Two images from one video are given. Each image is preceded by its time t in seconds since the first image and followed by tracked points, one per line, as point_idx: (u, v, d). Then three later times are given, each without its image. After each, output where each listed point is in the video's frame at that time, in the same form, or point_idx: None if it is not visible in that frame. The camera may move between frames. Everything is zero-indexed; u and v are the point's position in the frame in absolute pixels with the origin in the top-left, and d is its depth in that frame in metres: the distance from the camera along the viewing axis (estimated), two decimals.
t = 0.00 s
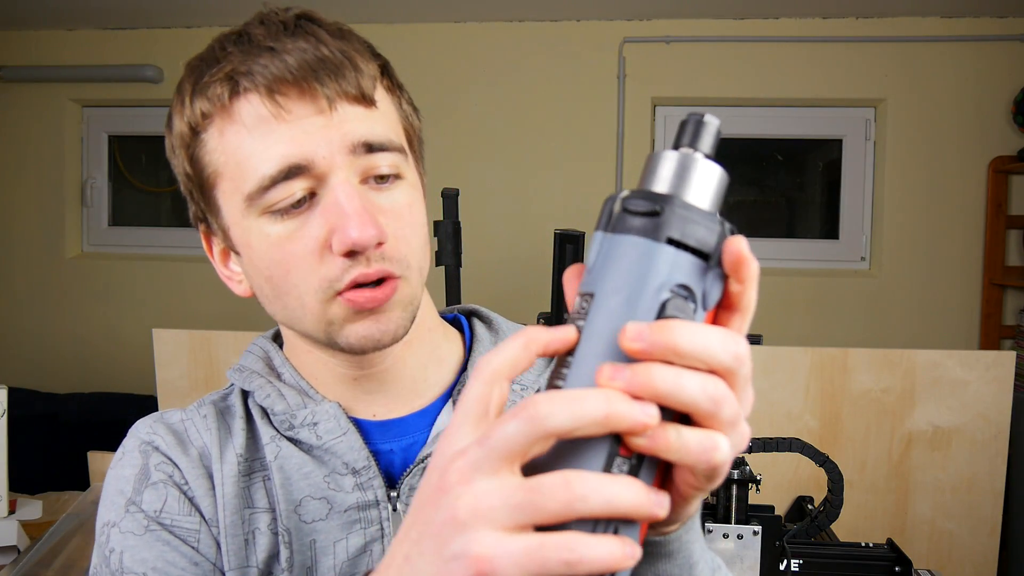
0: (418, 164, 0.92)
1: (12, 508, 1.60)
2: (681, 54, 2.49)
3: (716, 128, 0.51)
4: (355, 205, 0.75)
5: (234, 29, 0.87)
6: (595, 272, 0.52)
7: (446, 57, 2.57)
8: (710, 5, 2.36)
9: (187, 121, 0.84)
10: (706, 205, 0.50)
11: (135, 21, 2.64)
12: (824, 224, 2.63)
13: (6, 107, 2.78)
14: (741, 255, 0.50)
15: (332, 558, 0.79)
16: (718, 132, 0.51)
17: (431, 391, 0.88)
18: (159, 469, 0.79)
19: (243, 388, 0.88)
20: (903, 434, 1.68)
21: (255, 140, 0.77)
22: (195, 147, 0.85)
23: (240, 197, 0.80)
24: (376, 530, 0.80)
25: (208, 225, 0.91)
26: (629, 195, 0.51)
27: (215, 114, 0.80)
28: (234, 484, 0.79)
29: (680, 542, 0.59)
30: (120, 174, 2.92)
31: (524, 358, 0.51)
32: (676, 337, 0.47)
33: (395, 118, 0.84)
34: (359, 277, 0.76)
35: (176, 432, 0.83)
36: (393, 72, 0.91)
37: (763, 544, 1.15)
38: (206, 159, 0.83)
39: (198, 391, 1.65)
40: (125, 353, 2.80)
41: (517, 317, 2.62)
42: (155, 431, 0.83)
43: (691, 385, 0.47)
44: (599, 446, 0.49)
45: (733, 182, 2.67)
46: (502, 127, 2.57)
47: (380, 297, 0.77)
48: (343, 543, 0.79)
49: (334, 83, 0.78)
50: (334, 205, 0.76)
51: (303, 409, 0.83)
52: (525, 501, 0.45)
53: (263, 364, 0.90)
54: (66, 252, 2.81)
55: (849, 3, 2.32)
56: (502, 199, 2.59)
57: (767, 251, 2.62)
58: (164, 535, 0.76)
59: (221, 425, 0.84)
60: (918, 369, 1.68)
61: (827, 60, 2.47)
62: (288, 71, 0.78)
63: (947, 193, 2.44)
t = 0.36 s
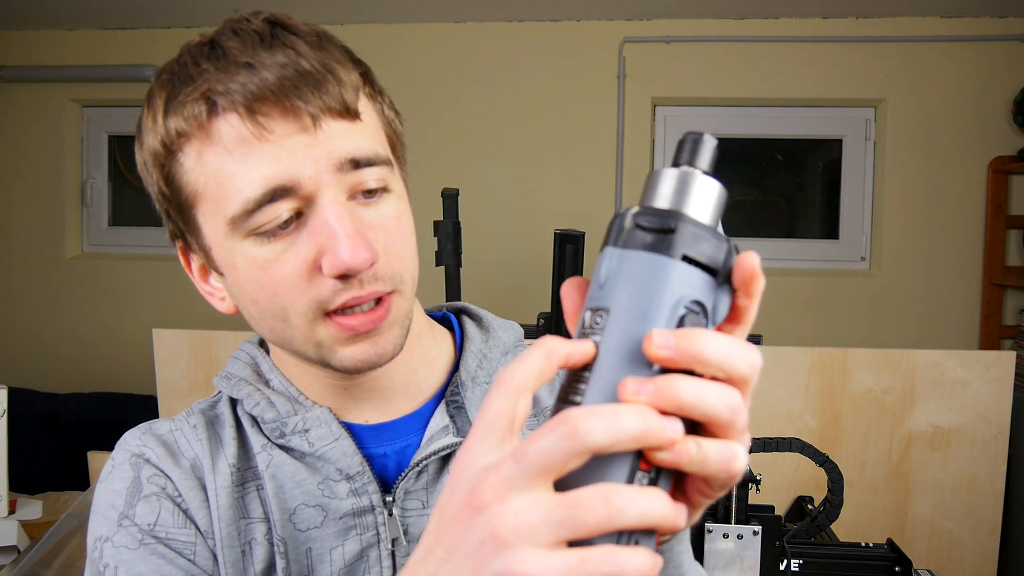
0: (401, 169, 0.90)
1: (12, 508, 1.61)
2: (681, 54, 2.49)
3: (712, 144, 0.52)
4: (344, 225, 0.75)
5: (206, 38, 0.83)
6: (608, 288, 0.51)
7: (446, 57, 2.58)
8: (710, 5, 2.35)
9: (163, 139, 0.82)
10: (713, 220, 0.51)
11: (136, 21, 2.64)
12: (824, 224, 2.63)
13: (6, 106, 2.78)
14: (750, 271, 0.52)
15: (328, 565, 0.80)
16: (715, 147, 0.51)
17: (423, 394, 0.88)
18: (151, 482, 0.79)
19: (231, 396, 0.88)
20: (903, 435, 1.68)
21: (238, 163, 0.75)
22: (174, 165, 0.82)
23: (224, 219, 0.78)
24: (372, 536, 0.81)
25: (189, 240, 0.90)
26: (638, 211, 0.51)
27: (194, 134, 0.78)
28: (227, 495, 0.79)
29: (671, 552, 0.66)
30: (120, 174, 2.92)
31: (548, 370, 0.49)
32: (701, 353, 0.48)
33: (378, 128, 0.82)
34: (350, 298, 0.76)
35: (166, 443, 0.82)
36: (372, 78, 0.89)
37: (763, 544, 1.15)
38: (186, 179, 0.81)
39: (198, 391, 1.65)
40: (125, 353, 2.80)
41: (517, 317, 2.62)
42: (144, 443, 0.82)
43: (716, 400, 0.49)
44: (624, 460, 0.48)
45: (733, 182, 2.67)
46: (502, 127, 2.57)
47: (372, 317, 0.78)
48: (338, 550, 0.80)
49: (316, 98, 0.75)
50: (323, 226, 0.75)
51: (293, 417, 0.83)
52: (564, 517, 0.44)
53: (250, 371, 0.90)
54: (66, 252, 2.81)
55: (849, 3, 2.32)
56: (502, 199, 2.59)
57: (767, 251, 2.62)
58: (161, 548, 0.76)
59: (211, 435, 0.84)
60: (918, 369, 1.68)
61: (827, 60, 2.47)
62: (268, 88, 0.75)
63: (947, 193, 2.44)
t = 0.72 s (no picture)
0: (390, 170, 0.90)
1: (12, 508, 1.61)
2: (681, 54, 2.49)
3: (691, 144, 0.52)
4: (333, 230, 0.74)
5: (187, 44, 0.83)
6: (597, 291, 0.51)
7: (445, 57, 2.57)
8: (710, 5, 2.35)
9: (149, 148, 0.82)
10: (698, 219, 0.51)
11: (135, 21, 2.64)
12: (824, 224, 2.63)
13: (6, 106, 2.78)
14: (737, 271, 0.52)
15: (326, 569, 0.80)
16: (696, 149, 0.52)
17: (418, 396, 0.88)
18: (146, 491, 0.79)
19: (225, 403, 0.88)
20: (903, 435, 1.68)
21: (223, 171, 0.75)
22: (159, 173, 0.82)
23: (211, 227, 0.78)
24: (369, 540, 0.81)
25: (177, 247, 0.89)
26: (625, 213, 0.50)
27: (179, 143, 0.78)
28: (224, 503, 0.80)
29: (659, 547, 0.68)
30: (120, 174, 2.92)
31: (546, 374, 0.48)
32: (700, 354, 0.49)
33: (365, 131, 0.82)
34: (341, 305, 0.76)
35: (161, 452, 0.83)
36: (357, 79, 0.88)
37: (763, 544, 1.15)
38: (171, 187, 0.81)
39: (198, 391, 1.65)
40: (125, 353, 2.80)
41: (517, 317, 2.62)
42: (139, 453, 0.82)
43: (712, 398, 0.49)
44: (624, 464, 0.49)
45: (733, 182, 2.67)
46: (502, 127, 2.57)
47: (364, 320, 0.77)
48: (336, 555, 0.80)
49: (300, 103, 0.75)
50: (311, 232, 0.75)
51: (287, 422, 0.83)
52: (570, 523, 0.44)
53: (244, 376, 0.90)
54: (66, 252, 2.81)
55: (848, 3, 2.32)
56: (502, 199, 2.59)
57: (767, 251, 2.62)
58: (157, 558, 0.76)
59: (205, 442, 0.84)
60: (918, 369, 1.68)
61: (827, 60, 2.47)
62: (250, 95, 0.75)
63: (947, 193, 2.44)
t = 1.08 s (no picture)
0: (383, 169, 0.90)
1: (12, 508, 1.61)
2: (681, 54, 2.49)
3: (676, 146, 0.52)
4: (320, 229, 0.74)
5: (175, 42, 0.82)
6: (587, 294, 0.50)
7: (445, 57, 2.58)
8: (709, 5, 2.35)
9: (137, 147, 0.82)
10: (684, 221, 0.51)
11: (135, 21, 2.65)
12: (824, 224, 2.63)
13: (6, 105, 2.78)
14: (726, 276, 0.52)
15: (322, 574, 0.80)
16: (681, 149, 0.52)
17: (414, 398, 0.88)
18: (143, 495, 0.80)
19: (222, 406, 0.88)
20: (903, 435, 1.68)
21: (209, 169, 0.75)
22: (149, 172, 0.82)
23: (199, 226, 0.78)
24: (365, 544, 0.81)
25: (168, 246, 0.89)
26: (614, 214, 0.50)
27: (165, 142, 0.78)
28: (220, 507, 0.80)
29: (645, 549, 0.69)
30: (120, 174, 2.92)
31: (534, 376, 0.48)
32: (699, 356, 0.49)
33: (354, 129, 0.81)
34: (330, 303, 0.76)
35: (158, 455, 0.83)
36: (347, 77, 0.88)
37: (763, 545, 1.15)
38: (160, 186, 0.81)
39: (198, 391, 1.65)
40: (125, 353, 2.80)
41: (517, 317, 2.62)
42: (137, 456, 0.83)
43: (711, 399, 0.49)
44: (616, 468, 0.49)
45: (733, 182, 2.67)
46: (502, 127, 2.57)
47: (353, 319, 0.77)
48: (332, 558, 0.80)
49: (286, 101, 0.75)
50: (298, 231, 0.74)
51: (281, 426, 0.83)
52: (559, 531, 0.44)
53: (239, 378, 0.90)
54: (66, 252, 2.81)
55: (848, 3, 2.32)
56: (502, 199, 2.59)
57: (767, 251, 2.62)
58: (153, 562, 0.77)
59: (202, 446, 0.84)
60: (918, 369, 1.68)
61: (827, 60, 2.47)
62: (236, 93, 0.75)
63: (947, 193, 2.44)
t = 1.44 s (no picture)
0: (393, 179, 0.89)
1: (11, 508, 1.61)
2: (681, 55, 2.49)
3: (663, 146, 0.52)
4: (308, 234, 0.75)
5: (193, 35, 0.83)
6: (576, 299, 0.50)
7: (445, 57, 2.58)
8: (709, 5, 2.35)
9: (141, 135, 0.82)
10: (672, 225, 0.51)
11: (135, 21, 2.64)
12: (824, 224, 2.63)
13: (6, 106, 2.78)
14: (714, 281, 0.53)
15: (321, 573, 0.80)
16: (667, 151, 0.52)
17: (412, 398, 0.88)
18: (144, 495, 0.80)
19: (223, 407, 0.88)
20: (903, 435, 1.68)
21: (206, 163, 0.75)
22: (151, 160, 0.83)
23: (193, 218, 0.79)
24: (363, 543, 0.81)
25: (170, 234, 0.90)
26: (604, 219, 0.50)
27: (166, 132, 0.78)
28: (220, 507, 0.80)
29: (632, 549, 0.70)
30: (120, 174, 2.92)
31: (529, 380, 0.46)
32: (694, 366, 0.49)
33: (361, 136, 0.81)
34: (313, 306, 0.76)
35: (160, 456, 0.83)
36: (364, 81, 0.87)
37: (763, 545, 1.15)
38: (160, 174, 0.81)
39: (198, 391, 1.65)
40: (125, 353, 2.80)
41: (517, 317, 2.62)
42: (138, 457, 0.83)
43: (703, 406, 0.49)
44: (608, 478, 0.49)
45: (733, 182, 2.66)
46: (502, 127, 2.57)
47: (337, 325, 0.77)
48: (331, 558, 0.80)
49: (290, 103, 0.74)
50: (288, 233, 0.75)
51: (281, 426, 0.83)
52: (556, 543, 0.44)
53: (241, 379, 0.90)
54: (67, 252, 2.81)
55: (849, 3, 2.31)
56: (502, 199, 2.59)
57: (767, 251, 2.62)
58: (154, 561, 0.77)
59: (203, 446, 0.84)
60: (918, 369, 1.67)
61: (827, 60, 2.47)
62: (240, 91, 0.74)
63: (947, 193, 2.44)
